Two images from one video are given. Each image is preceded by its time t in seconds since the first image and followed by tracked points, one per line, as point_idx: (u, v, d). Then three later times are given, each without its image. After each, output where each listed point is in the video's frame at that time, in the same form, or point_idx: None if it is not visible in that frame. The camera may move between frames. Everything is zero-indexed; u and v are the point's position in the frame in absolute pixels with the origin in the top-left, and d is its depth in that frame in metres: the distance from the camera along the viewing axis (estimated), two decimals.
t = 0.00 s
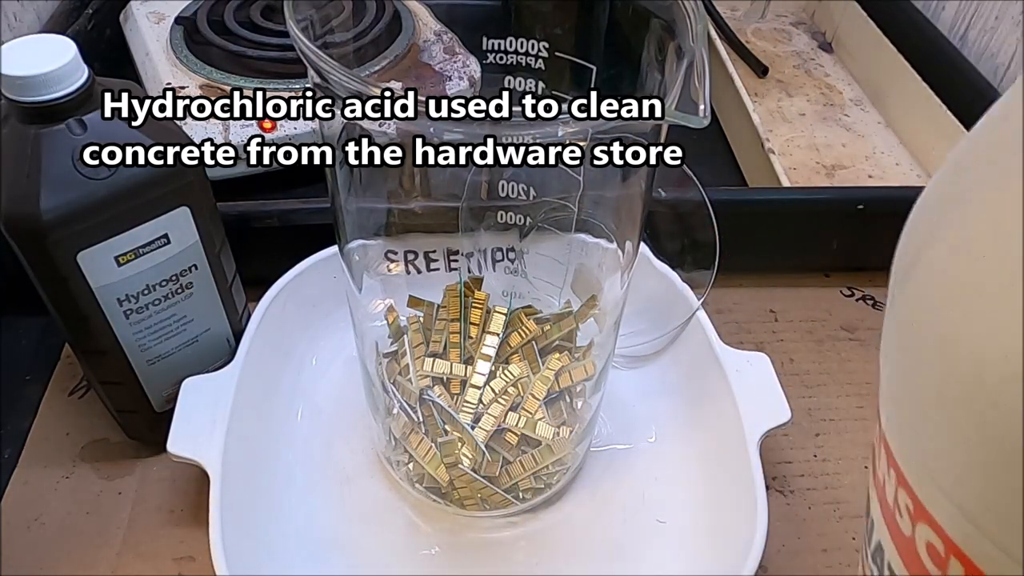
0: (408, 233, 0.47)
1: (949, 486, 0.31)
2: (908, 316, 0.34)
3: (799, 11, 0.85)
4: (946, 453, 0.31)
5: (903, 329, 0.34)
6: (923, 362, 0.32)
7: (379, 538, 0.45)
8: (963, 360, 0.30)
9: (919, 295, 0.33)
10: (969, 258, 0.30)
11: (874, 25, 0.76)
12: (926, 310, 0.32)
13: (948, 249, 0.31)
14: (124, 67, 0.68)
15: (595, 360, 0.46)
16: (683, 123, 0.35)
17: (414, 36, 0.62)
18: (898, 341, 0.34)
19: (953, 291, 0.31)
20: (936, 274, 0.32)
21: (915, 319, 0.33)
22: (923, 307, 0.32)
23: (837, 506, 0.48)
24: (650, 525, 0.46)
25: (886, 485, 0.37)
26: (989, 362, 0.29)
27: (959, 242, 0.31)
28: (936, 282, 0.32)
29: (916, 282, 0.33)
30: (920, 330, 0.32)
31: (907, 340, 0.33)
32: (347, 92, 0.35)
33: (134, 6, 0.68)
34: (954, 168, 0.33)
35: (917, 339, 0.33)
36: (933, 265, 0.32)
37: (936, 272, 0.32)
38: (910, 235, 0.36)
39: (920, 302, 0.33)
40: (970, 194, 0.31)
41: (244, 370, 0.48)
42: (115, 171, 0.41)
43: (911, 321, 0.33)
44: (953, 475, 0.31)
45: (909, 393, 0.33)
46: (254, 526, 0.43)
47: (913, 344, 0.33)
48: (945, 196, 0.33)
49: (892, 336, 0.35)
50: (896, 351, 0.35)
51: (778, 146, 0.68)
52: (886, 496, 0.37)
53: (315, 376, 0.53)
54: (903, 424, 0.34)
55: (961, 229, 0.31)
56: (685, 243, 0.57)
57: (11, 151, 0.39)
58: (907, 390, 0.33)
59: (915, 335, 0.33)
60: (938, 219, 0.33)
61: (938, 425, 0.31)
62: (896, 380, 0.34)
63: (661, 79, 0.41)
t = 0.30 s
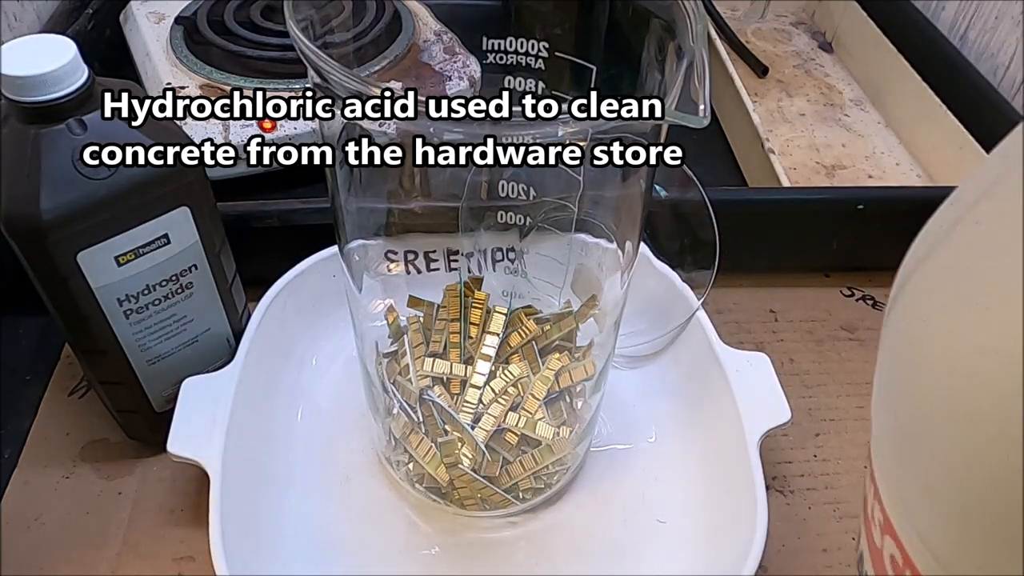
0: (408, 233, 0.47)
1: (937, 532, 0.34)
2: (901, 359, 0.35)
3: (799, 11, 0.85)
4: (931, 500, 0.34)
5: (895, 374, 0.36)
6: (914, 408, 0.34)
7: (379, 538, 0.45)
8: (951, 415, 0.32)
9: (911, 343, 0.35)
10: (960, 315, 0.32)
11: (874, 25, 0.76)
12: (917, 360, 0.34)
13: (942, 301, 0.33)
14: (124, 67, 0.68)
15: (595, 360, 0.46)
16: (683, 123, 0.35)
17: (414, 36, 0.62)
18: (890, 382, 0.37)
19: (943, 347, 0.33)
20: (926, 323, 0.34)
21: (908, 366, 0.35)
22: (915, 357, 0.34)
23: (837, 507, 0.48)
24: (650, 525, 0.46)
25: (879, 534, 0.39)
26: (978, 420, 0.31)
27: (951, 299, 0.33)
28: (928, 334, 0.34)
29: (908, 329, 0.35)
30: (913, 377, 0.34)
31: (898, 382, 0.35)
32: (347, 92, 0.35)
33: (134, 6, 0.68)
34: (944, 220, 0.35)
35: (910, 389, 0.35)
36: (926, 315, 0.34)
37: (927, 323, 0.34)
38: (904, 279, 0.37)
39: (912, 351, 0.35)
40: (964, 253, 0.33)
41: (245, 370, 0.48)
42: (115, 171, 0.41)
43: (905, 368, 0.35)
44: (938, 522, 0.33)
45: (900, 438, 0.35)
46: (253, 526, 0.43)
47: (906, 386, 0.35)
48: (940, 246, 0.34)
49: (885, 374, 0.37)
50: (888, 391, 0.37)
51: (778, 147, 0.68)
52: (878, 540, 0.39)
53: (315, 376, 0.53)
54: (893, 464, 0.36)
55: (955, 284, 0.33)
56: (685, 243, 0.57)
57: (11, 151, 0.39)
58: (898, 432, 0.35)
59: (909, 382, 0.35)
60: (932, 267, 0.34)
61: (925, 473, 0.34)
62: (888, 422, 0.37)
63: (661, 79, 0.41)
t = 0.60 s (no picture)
0: (408, 233, 0.48)
1: (919, 478, 0.29)
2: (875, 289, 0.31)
3: (799, 11, 0.85)
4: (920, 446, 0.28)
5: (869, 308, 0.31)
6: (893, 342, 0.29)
7: (379, 538, 0.45)
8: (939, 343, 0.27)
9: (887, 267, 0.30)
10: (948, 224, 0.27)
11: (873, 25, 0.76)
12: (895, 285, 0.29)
13: (925, 217, 0.28)
14: (124, 67, 0.68)
15: (595, 360, 0.46)
16: (683, 123, 0.35)
17: (414, 36, 0.62)
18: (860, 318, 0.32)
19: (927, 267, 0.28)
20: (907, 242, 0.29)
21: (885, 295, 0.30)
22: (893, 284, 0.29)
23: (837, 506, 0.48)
24: (650, 525, 0.46)
25: (851, 447, 0.33)
26: (973, 341, 0.26)
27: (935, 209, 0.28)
28: (908, 254, 0.29)
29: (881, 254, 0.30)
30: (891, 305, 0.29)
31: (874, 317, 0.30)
32: (346, 91, 0.35)
33: (134, 6, 0.68)
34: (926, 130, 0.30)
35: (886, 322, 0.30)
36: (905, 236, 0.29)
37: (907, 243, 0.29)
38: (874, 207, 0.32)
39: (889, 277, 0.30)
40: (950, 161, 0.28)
41: (244, 370, 0.48)
42: (115, 170, 0.41)
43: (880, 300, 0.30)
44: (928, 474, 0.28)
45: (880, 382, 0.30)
46: (253, 526, 0.43)
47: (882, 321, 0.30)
48: (920, 159, 0.30)
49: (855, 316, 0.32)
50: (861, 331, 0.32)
51: (778, 147, 0.68)
52: (846, 448, 0.33)
53: (316, 376, 0.53)
54: (870, 403, 0.31)
55: (941, 193, 0.28)
56: (685, 244, 0.57)
57: (11, 151, 0.39)
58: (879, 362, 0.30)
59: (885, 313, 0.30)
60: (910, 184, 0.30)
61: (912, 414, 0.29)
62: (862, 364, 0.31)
63: (661, 79, 0.41)
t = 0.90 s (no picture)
0: (408, 233, 0.48)
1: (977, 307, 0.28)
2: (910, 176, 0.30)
3: (799, 11, 0.85)
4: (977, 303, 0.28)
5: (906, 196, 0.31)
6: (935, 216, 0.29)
7: (378, 539, 0.45)
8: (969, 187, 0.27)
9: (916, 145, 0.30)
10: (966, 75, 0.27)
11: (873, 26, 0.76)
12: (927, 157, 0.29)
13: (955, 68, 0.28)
14: (124, 68, 0.68)
15: (595, 359, 0.46)
16: (683, 123, 0.35)
17: (414, 36, 0.62)
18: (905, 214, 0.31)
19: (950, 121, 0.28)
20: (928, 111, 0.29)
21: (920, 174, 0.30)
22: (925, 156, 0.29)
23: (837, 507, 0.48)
24: (649, 525, 0.46)
25: (891, 287, 0.33)
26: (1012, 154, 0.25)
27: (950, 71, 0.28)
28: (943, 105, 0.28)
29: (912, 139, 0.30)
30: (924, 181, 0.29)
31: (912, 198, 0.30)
32: (347, 91, 0.35)
33: (134, 6, 0.68)
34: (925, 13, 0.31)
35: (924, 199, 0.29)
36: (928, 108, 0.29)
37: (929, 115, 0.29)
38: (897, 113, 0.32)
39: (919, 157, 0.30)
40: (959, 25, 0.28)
41: (244, 370, 0.48)
42: (115, 171, 0.41)
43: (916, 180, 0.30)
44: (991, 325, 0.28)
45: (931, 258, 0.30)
46: (253, 526, 0.43)
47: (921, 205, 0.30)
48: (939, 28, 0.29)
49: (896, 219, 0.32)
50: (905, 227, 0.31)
51: (777, 147, 0.68)
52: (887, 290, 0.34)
53: (316, 377, 0.53)
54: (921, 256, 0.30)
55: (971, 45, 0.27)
56: (685, 244, 0.58)
57: (11, 151, 0.39)
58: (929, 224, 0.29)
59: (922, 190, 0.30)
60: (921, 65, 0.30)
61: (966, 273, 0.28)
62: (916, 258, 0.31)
63: (661, 79, 0.41)
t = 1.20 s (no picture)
0: (408, 233, 0.48)
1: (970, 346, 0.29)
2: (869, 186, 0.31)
3: (799, 11, 0.85)
4: (957, 312, 0.29)
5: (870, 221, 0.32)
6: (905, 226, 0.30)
7: (378, 538, 0.45)
8: (952, 198, 0.28)
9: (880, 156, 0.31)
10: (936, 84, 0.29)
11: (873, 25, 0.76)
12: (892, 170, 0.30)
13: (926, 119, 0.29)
14: (124, 67, 0.68)
15: (595, 360, 0.46)
16: (683, 123, 0.35)
17: (414, 36, 0.62)
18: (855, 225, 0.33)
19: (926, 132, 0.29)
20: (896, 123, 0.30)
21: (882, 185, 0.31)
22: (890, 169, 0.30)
23: (837, 507, 0.48)
24: (649, 524, 0.46)
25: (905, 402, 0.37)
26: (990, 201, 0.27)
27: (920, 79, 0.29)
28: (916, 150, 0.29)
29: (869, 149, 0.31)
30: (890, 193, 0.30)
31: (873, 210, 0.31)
32: (346, 91, 0.35)
33: (134, 6, 0.68)
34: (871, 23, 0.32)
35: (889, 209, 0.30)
36: (893, 115, 0.30)
37: (897, 122, 0.30)
38: (848, 136, 0.33)
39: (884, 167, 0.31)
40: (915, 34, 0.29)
41: (244, 370, 0.48)
42: (115, 171, 0.41)
43: (876, 191, 0.31)
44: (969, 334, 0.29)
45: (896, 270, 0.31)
46: (253, 526, 0.43)
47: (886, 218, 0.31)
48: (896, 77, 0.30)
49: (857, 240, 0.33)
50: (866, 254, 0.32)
51: (778, 147, 0.68)
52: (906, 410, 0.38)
53: (316, 376, 0.53)
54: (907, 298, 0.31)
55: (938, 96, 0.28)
56: (685, 244, 0.57)
57: (11, 151, 0.39)
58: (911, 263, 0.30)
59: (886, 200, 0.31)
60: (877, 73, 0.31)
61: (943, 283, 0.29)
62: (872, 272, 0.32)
63: (661, 79, 0.41)
